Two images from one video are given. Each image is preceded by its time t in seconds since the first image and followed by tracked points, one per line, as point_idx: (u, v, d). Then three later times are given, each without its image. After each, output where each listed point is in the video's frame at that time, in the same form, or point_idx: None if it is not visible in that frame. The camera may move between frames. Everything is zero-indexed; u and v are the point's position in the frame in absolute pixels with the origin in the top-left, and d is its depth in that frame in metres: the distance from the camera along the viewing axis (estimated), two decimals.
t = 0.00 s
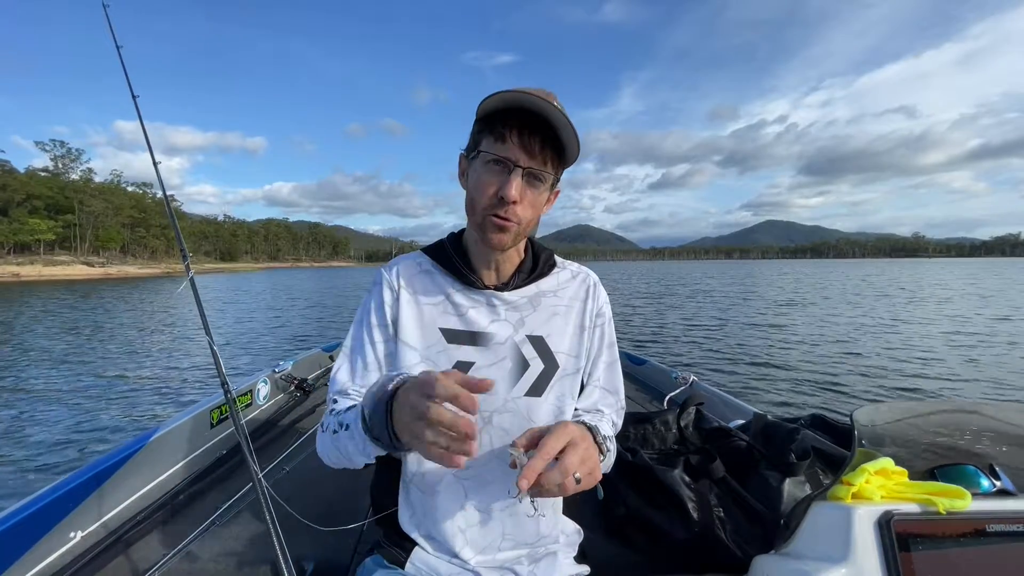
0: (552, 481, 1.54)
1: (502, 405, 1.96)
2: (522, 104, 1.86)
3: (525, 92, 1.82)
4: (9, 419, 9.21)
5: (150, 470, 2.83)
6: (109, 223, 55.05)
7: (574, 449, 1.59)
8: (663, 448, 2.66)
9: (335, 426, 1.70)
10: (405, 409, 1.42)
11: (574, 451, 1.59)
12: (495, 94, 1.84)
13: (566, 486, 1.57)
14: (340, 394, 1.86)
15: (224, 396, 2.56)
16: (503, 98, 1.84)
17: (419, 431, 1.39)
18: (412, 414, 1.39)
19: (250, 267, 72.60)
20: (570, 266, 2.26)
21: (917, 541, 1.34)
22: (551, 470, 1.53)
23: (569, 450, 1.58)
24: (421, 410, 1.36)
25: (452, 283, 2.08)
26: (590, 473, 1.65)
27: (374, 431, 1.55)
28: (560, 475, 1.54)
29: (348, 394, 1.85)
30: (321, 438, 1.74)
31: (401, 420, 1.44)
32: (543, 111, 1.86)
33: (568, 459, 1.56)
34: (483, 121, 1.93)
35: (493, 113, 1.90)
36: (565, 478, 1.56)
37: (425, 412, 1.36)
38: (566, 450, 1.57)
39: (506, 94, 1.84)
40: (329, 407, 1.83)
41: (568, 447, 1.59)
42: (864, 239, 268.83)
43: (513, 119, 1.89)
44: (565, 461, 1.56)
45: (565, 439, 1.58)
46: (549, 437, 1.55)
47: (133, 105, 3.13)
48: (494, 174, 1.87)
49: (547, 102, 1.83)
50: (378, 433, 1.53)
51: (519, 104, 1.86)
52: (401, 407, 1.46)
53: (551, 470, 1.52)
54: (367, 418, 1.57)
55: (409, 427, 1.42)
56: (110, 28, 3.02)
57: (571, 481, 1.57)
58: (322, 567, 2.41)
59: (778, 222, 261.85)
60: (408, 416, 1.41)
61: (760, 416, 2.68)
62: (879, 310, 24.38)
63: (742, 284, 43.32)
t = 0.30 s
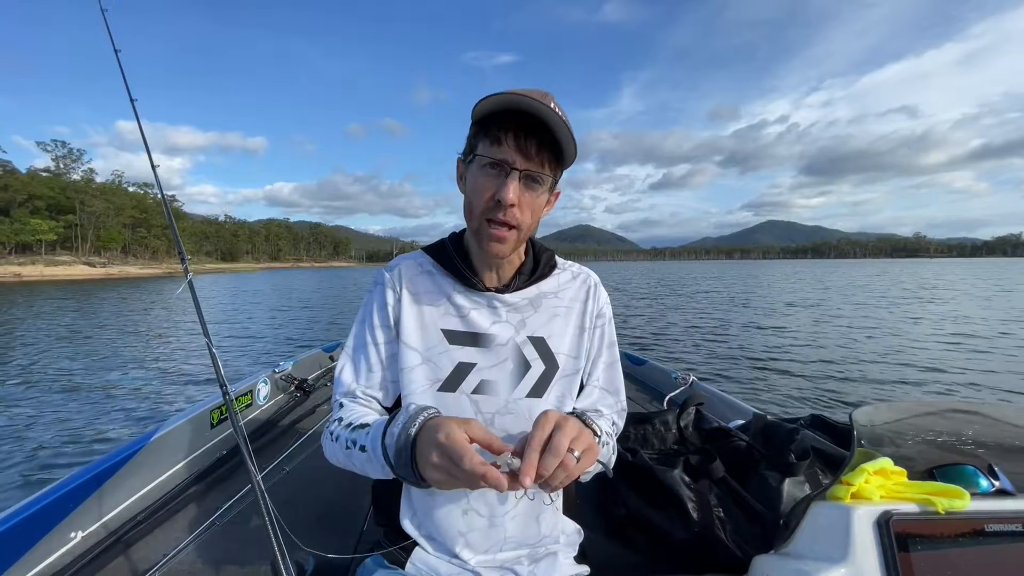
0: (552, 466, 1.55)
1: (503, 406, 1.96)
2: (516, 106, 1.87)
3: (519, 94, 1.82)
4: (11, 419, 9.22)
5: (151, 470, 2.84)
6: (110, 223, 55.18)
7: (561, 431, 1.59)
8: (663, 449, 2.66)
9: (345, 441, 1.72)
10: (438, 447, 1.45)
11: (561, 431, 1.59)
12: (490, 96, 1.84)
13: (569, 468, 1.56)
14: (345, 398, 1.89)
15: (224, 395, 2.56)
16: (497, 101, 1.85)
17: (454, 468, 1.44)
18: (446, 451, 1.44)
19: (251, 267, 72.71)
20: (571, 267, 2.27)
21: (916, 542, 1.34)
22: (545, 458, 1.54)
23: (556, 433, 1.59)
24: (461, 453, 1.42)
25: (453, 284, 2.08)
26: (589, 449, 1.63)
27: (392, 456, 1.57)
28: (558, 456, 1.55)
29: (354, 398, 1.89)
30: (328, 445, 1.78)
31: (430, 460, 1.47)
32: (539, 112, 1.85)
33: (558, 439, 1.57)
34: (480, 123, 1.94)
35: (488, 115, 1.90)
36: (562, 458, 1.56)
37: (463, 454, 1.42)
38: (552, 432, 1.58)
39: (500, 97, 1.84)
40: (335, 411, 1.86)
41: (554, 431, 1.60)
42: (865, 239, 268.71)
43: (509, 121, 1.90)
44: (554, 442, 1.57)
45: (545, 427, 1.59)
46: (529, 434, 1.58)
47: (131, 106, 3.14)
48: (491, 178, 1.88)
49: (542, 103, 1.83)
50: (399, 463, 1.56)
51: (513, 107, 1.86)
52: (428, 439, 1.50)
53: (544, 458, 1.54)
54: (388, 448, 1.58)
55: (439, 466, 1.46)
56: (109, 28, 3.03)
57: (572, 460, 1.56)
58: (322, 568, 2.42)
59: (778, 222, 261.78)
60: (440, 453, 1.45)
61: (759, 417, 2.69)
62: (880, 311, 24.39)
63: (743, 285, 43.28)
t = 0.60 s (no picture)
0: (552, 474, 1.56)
1: (502, 405, 1.96)
2: (508, 101, 1.89)
3: (511, 89, 1.85)
4: (12, 419, 9.24)
5: (150, 470, 2.84)
6: (112, 223, 55.23)
7: (555, 438, 1.59)
8: (662, 449, 2.66)
9: (336, 436, 1.72)
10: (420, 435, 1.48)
11: (553, 439, 1.58)
12: (483, 93, 1.87)
13: (562, 473, 1.56)
14: (340, 395, 1.89)
15: (222, 395, 2.56)
16: (491, 97, 1.88)
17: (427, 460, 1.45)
18: (430, 441, 1.46)
19: (253, 267, 72.83)
20: (571, 266, 2.26)
21: (913, 542, 1.34)
22: (536, 465, 1.54)
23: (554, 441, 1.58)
24: (445, 450, 1.44)
25: (452, 283, 2.08)
26: (585, 453, 1.63)
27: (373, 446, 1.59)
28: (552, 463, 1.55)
29: (349, 395, 1.89)
30: (319, 441, 1.77)
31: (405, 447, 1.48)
32: (532, 106, 1.88)
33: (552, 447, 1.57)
34: (475, 122, 1.97)
35: (483, 112, 1.93)
36: (553, 462, 1.55)
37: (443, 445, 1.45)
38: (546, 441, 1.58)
39: (494, 92, 1.87)
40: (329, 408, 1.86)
41: (546, 438, 1.59)
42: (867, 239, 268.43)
43: (503, 117, 1.92)
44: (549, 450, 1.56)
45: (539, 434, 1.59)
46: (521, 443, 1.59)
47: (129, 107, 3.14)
48: (487, 173, 1.90)
49: (535, 97, 1.85)
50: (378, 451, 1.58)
51: (507, 102, 1.89)
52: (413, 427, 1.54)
53: (536, 465, 1.54)
54: (376, 435, 1.60)
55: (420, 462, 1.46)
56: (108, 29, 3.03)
57: (564, 464, 1.56)
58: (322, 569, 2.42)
59: (780, 222, 261.56)
60: (423, 442, 1.47)
61: (758, 417, 2.68)
62: (881, 311, 24.39)
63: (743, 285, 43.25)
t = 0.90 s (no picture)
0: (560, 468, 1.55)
1: (503, 402, 1.96)
2: (499, 94, 1.92)
3: (500, 81, 1.87)
4: (12, 419, 9.24)
5: (150, 470, 2.84)
6: (114, 223, 55.33)
7: (563, 431, 1.57)
8: (662, 449, 2.65)
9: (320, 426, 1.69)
10: (429, 405, 1.46)
11: (559, 433, 1.56)
12: (474, 87, 1.90)
13: (571, 462, 1.55)
14: (328, 388, 1.86)
15: (221, 394, 2.56)
16: (481, 90, 1.90)
17: (430, 428, 1.43)
18: (437, 409, 1.45)
19: (254, 267, 72.92)
20: (571, 264, 2.26)
21: (913, 542, 1.34)
22: (544, 461, 1.53)
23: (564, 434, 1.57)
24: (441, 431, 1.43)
25: (452, 279, 2.08)
26: (592, 446, 1.62)
27: (363, 422, 1.56)
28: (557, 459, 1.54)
29: (337, 389, 1.85)
30: (302, 433, 1.73)
31: (407, 413, 1.45)
32: (523, 96, 1.90)
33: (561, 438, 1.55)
34: (469, 118, 1.99)
35: (475, 107, 1.96)
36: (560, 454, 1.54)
37: (450, 416, 1.45)
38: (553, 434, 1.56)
39: (484, 85, 1.89)
40: (315, 400, 1.83)
41: (551, 432, 1.57)
42: (868, 238, 268.20)
43: (495, 110, 1.95)
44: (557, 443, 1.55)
45: (547, 427, 1.57)
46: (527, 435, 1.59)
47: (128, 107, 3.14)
48: (483, 165, 1.91)
49: (523, 86, 1.86)
50: (369, 423, 1.54)
51: (497, 94, 1.91)
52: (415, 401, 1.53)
53: (543, 461, 1.53)
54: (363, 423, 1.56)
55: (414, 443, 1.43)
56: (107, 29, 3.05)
57: (573, 453, 1.56)
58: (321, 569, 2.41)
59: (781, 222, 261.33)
60: (431, 409, 1.45)
61: (758, 417, 2.68)
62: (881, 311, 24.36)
63: (744, 285, 43.21)
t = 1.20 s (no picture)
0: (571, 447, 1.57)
1: (503, 401, 1.97)
2: (484, 103, 1.93)
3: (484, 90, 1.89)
4: (12, 419, 9.24)
5: (150, 470, 2.84)
6: (116, 223, 55.46)
7: (574, 414, 1.59)
8: (661, 450, 2.65)
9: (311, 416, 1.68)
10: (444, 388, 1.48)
11: (569, 415, 1.58)
12: (459, 100, 1.92)
13: (580, 442, 1.57)
14: (320, 381, 1.85)
15: (220, 395, 2.56)
16: (465, 101, 1.91)
17: (448, 412, 1.44)
18: (452, 394, 1.48)
19: (255, 268, 73.03)
20: (568, 266, 2.26)
21: (911, 543, 1.34)
22: (550, 439, 1.55)
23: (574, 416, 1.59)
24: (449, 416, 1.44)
25: (451, 280, 2.09)
26: (603, 431, 1.63)
27: (364, 408, 1.55)
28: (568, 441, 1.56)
29: (329, 381, 1.84)
30: (291, 423, 1.72)
31: (423, 398, 1.45)
32: (507, 104, 1.89)
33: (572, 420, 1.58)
34: (458, 128, 2.01)
35: (462, 118, 1.97)
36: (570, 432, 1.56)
37: (465, 402, 1.49)
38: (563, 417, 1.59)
39: (467, 95, 1.90)
40: (306, 392, 1.82)
41: (563, 413, 1.59)
42: (869, 238, 267.98)
43: (482, 119, 1.95)
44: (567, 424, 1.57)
45: (556, 409, 1.59)
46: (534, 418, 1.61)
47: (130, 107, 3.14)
48: (473, 174, 1.93)
49: (506, 94, 1.87)
50: (373, 410, 1.53)
51: (481, 102, 1.92)
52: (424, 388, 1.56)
53: (551, 438, 1.55)
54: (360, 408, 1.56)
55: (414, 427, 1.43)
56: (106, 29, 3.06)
57: (583, 434, 1.57)
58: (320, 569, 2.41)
59: (782, 223, 261.21)
60: (447, 394, 1.47)
61: (756, 418, 2.68)
62: (882, 312, 24.33)
63: (744, 285, 43.17)
